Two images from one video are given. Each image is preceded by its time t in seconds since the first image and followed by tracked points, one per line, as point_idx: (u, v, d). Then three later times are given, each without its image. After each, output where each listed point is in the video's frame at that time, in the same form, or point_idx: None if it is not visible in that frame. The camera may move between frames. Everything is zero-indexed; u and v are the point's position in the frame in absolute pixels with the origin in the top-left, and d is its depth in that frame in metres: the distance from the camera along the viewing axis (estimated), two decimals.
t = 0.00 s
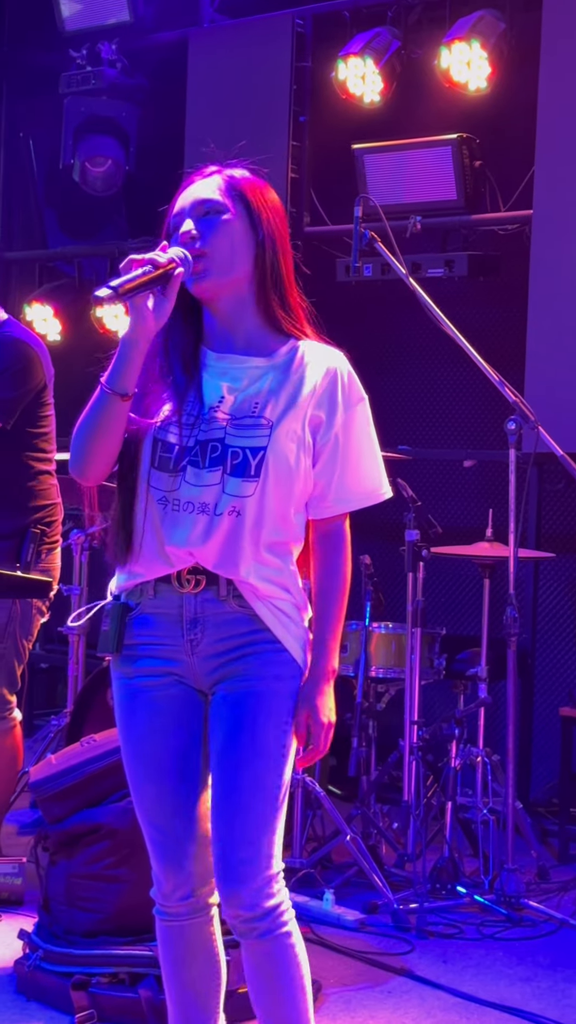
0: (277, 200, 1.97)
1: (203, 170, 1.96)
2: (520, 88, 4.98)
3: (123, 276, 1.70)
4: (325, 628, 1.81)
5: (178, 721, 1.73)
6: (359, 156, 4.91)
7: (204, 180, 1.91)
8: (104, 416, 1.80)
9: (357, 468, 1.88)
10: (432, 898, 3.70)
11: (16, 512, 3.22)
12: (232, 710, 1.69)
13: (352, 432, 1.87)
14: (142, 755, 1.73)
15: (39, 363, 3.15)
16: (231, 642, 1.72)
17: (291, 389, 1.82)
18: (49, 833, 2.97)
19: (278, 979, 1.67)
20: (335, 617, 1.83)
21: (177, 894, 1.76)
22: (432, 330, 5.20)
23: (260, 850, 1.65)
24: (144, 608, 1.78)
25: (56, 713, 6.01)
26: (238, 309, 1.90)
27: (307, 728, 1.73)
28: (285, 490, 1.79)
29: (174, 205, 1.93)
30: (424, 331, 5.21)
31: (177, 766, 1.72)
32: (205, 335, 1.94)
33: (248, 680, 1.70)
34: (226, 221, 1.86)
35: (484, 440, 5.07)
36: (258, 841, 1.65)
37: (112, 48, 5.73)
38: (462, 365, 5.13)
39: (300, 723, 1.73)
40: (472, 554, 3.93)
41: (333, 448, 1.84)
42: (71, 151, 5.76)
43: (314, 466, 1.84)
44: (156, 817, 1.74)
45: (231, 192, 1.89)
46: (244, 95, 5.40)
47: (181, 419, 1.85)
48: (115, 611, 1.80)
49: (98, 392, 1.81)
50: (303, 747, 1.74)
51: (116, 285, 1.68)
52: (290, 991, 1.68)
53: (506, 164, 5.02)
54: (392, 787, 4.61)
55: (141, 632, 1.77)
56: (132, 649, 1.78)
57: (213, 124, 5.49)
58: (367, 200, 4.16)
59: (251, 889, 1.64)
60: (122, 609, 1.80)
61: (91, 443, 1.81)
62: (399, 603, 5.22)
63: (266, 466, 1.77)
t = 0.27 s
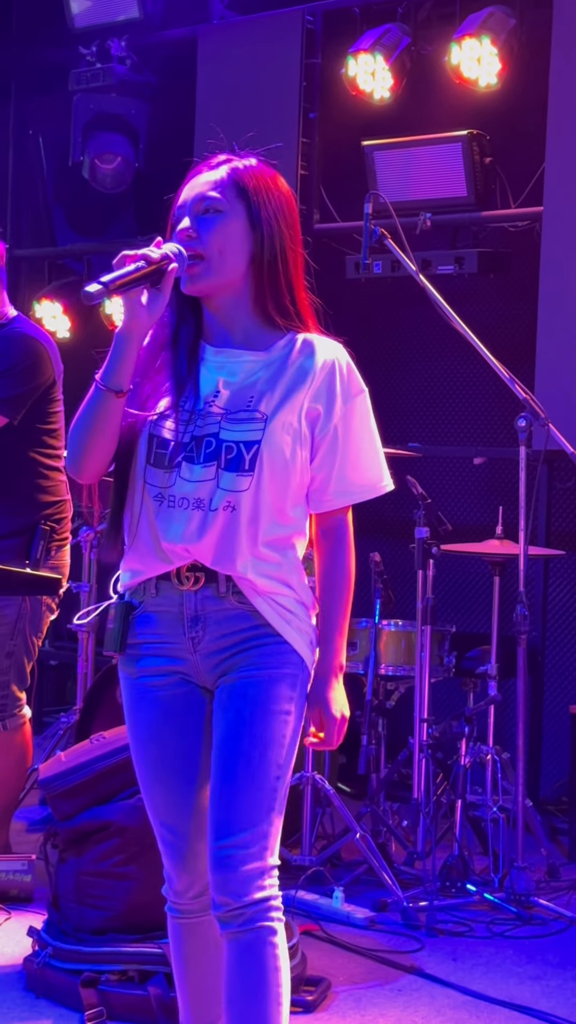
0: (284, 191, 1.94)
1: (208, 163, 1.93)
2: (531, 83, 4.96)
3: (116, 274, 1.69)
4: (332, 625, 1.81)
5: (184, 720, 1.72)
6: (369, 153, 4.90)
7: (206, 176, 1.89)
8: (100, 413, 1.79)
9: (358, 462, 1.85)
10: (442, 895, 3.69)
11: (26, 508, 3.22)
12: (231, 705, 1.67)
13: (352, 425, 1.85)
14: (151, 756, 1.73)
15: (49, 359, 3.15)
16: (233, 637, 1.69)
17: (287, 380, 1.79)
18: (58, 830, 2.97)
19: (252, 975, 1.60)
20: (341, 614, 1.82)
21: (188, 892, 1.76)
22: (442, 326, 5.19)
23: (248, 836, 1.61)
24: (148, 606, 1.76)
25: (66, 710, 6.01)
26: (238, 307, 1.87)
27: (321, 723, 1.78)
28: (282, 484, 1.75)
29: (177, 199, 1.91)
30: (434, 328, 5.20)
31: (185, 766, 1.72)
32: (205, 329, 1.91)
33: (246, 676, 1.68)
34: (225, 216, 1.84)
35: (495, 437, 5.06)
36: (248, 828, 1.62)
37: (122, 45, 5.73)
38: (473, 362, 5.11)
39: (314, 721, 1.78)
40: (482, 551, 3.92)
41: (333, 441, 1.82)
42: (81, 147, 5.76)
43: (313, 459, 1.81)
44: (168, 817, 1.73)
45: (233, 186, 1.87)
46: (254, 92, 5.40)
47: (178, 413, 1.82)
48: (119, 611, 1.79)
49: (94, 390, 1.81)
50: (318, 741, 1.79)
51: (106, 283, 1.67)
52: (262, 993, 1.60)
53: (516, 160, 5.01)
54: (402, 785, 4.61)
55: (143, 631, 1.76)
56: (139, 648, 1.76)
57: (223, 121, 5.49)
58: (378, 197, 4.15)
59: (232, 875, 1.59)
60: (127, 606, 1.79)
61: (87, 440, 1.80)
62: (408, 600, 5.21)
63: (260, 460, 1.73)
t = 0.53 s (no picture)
0: (292, 183, 1.91)
1: (215, 154, 1.91)
2: (537, 79, 4.95)
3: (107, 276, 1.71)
4: (327, 627, 1.75)
5: (180, 721, 1.72)
6: (374, 148, 4.89)
7: (210, 169, 1.86)
8: (93, 415, 1.80)
9: (353, 458, 1.79)
10: (446, 892, 3.69)
11: (30, 505, 3.22)
12: (224, 709, 1.66)
13: (350, 420, 1.79)
14: (147, 757, 1.73)
15: (53, 355, 3.15)
16: (226, 636, 1.69)
17: (279, 374, 1.76)
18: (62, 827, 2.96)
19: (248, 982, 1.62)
20: (335, 615, 1.76)
21: (187, 894, 1.77)
22: (447, 323, 5.18)
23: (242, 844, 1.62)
24: (144, 604, 1.76)
25: (70, 706, 6.01)
26: (237, 305, 1.85)
27: (310, 726, 1.72)
28: (271, 478, 1.73)
29: (182, 190, 1.88)
30: (439, 325, 5.19)
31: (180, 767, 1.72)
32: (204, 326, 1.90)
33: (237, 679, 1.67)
34: (228, 213, 1.82)
35: (500, 434, 5.05)
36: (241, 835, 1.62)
37: (127, 40, 5.72)
38: (478, 359, 5.11)
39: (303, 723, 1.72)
40: (487, 548, 3.91)
41: (328, 437, 1.77)
42: (86, 144, 5.76)
43: (307, 455, 1.77)
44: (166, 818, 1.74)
45: (237, 180, 1.84)
46: (259, 88, 5.39)
47: (170, 408, 1.81)
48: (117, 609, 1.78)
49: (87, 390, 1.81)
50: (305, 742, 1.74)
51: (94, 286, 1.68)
52: (255, 1000, 1.61)
53: (521, 156, 4.99)
54: (406, 782, 4.60)
55: (139, 630, 1.76)
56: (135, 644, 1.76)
57: (227, 117, 5.49)
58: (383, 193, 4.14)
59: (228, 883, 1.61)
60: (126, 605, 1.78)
61: (82, 441, 1.80)
62: (413, 596, 5.20)
63: (247, 453, 1.71)
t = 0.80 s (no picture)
0: (279, 181, 1.86)
1: (201, 154, 1.87)
2: (533, 75, 4.94)
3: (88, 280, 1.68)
4: (316, 637, 1.69)
5: (171, 735, 1.65)
6: (370, 144, 4.88)
7: (195, 169, 1.82)
8: (80, 423, 1.79)
9: (346, 465, 1.74)
10: (440, 889, 3.69)
11: (24, 500, 3.21)
12: (208, 716, 1.61)
13: (344, 425, 1.74)
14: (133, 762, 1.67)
15: (47, 350, 3.14)
16: (218, 648, 1.65)
17: (268, 384, 1.73)
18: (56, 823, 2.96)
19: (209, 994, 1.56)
20: (324, 623, 1.70)
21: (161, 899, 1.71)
22: (443, 319, 5.17)
23: (207, 851, 1.56)
24: (137, 614, 1.72)
25: (64, 702, 6.00)
26: (228, 307, 1.82)
27: (291, 737, 1.65)
28: (261, 491, 1.69)
29: (167, 192, 1.85)
30: (436, 322, 5.18)
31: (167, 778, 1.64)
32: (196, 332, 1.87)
33: (225, 689, 1.62)
34: (213, 213, 1.78)
35: (495, 432, 5.04)
36: (207, 843, 1.56)
37: (123, 35, 5.71)
38: (475, 356, 5.09)
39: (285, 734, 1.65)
40: (482, 545, 3.91)
41: (320, 444, 1.72)
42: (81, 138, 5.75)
43: (300, 462, 1.72)
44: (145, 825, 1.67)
45: (220, 179, 1.80)
46: (255, 83, 5.38)
47: (159, 418, 1.78)
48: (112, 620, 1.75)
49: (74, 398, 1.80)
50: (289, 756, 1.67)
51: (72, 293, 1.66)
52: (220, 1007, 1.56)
53: (517, 153, 4.99)
54: (400, 778, 4.60)
55: (132, 638, 1.72)
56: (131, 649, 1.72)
57: (223, 112, 5.48)
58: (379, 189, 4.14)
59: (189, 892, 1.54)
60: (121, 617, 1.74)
61: (69, 450, 1.79)
62: (408, 593, 5.20)
63: (235, 467, 1.68)
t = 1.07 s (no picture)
0: (282, 161, 1.81)
1: (203, 132, 1.82)
2: (530, 73, 4.94)
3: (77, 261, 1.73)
4: (311, 630, 1.66)
5: (162, 727, 1.66)
6: (366, 141, 4.88)
7: (194, 150, 1.77)
8: (71, 410, 1.79)
9: (340, 450, 1.70)
10: (434, 886, 3.69)
11: (18, 497, 3.20)
12: (197, 720, 1.60)
13: (339, 409, 1.69)
14: (130, 761, 1.68)
15: (42, 347, 3.13)
16: (206, 642, 1.63)
17: (258, 367, 1.68)
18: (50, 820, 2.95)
19: (198, 1000, 1.58)
20: (320, 616, 1.66)
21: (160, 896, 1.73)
22: (439, 316, 5.17)
23: (194, 863, 1.56)
24: (131, 604, 1.72)
25: (59, 699, 6.01)
26: (224, 293, 1.78)
27: (282, 734, 1.63)
28: (249, 475, 1.65)
29: (167, 173, 1.80)
30: (431, 319, 5.18)
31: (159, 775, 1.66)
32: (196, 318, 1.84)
33: (213, 689, 1.61)
34: (209, 198, 1.74)
35: (491, 429, 5.04)
36: (195, 854, 1.56)
37: (119, 31, 5.70)
38: (470, 353, 5.09)
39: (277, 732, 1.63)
40: (477, 543, 3.91)
41: (313, 428, 1.68)
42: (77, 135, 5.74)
43: (292, 446, 1.68)
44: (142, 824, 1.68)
45: (217, 162, 1.75)
46: (251, 80, 5.38)
47: (149, 404, 1.76)
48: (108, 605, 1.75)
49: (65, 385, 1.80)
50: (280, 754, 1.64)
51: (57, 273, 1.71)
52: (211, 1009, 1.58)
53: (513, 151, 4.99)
54: (395, 776, 4.60)
55: (127, 628, 1.72)
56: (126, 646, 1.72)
57: (219, 109, 5.48)
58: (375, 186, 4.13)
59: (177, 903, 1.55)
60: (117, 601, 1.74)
61: (60, 437, 1.79)
62: (403, 591, 5.21)
63: (220, 449, 1.64)
